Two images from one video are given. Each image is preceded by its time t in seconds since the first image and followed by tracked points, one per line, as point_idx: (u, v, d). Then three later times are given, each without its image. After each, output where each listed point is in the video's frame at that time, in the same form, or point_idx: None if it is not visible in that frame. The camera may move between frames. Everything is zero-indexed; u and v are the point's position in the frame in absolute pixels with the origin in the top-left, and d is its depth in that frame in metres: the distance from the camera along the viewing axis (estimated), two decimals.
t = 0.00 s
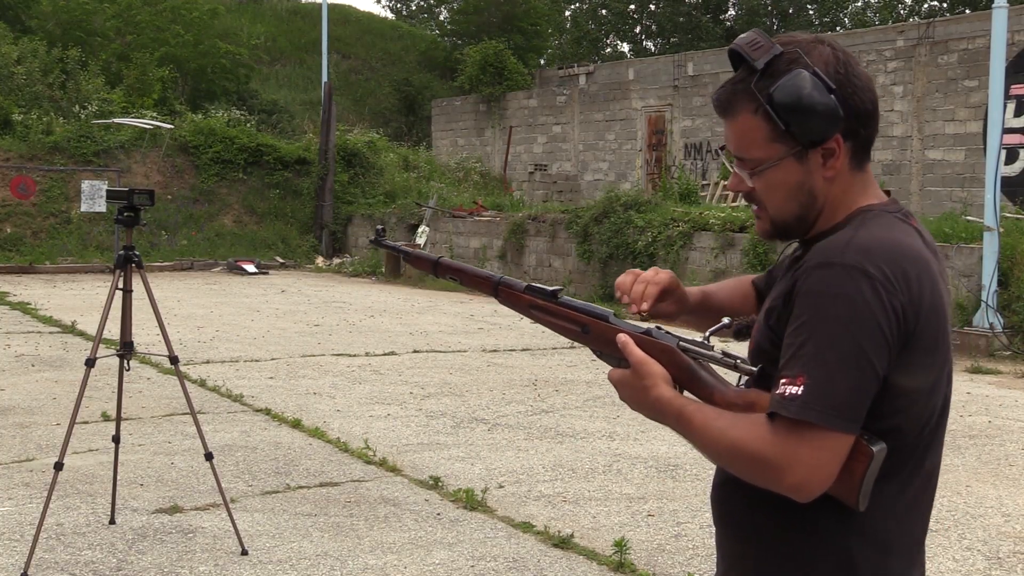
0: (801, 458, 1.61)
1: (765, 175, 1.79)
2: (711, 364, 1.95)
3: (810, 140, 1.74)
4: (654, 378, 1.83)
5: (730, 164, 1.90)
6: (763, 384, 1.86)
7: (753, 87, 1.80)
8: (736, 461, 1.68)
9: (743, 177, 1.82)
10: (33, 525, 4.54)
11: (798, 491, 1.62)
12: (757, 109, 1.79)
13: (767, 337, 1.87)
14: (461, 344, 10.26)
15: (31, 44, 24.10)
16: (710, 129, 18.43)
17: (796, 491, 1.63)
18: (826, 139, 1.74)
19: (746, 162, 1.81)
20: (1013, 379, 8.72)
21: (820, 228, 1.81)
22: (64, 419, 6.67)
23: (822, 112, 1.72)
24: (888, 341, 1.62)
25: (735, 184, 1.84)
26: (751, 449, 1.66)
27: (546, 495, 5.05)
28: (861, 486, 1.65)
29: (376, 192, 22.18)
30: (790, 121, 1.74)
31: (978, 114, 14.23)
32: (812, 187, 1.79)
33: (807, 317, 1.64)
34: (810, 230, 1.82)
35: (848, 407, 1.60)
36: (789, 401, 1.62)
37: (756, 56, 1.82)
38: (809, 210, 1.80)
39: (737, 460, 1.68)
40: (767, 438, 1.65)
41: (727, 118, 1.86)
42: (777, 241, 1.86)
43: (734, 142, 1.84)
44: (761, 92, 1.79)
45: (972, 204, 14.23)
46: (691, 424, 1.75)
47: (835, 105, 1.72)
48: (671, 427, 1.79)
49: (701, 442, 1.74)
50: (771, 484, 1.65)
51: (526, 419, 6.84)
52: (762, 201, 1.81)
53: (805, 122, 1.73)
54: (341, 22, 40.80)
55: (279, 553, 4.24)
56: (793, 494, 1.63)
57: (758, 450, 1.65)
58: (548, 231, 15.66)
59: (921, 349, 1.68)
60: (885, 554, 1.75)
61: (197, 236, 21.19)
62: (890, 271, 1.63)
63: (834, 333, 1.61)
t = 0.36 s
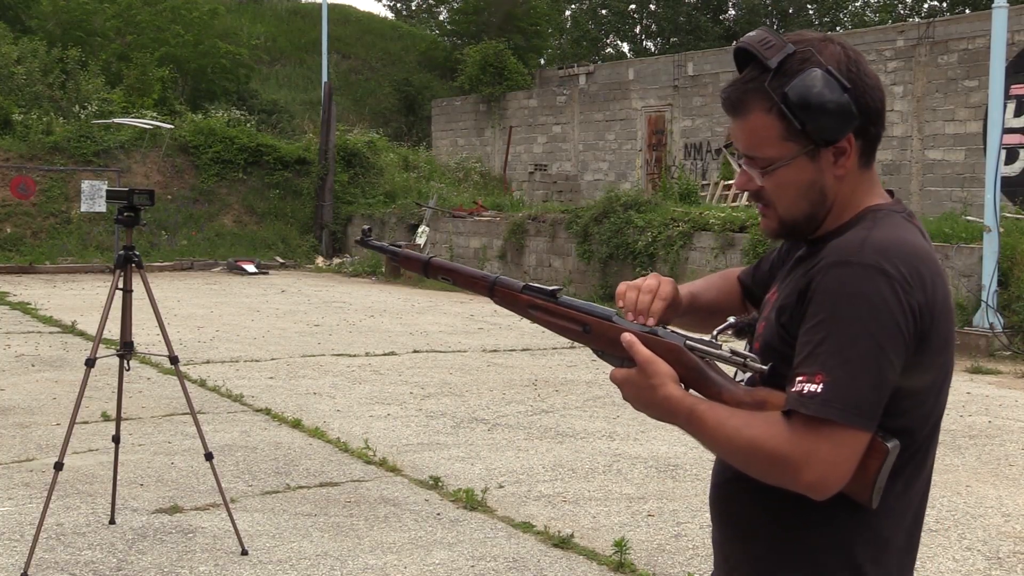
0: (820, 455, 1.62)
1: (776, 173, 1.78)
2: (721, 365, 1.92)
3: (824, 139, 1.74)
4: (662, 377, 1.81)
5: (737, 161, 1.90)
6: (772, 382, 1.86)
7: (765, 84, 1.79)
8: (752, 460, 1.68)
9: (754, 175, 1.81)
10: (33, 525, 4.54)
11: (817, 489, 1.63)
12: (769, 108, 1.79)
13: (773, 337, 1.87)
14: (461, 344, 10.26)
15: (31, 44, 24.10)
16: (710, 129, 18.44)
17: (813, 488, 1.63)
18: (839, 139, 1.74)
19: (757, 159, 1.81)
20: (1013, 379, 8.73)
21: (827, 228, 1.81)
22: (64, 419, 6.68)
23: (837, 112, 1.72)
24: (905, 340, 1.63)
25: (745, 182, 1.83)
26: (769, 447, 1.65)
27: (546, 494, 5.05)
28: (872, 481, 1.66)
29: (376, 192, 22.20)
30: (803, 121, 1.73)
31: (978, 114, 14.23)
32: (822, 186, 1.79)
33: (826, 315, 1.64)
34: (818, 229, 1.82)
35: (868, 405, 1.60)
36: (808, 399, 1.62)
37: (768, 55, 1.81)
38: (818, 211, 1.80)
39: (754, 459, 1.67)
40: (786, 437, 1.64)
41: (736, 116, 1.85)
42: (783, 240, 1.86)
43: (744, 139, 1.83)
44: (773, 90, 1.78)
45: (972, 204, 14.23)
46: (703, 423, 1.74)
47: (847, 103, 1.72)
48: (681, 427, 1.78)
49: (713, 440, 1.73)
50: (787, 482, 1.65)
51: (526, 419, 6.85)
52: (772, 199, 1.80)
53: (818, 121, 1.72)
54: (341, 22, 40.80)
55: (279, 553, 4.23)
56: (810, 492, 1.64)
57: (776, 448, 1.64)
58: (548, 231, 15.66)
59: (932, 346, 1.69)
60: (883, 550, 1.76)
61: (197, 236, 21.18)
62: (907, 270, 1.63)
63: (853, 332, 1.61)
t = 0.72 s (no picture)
0: (828, 459, 1.61)
1: (778, 174, 1.78)
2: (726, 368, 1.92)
3: (827, 143, 1.74)
4: (665, 381, 1.81)
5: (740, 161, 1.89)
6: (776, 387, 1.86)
7: (768, 85, 1.79)
8: (760, 466, 1.68)
9: (756, 176, 1.81)
10: (33, 525, 4.54)
11: (824, 493, 1.63)
12: (773, 107, 1.78)
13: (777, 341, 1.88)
14: (461, 344, 10.25)
15: (31, 44, 24.11)
16: (710, 129, 18.43)
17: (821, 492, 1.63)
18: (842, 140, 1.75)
19: (760, 160, 1.80)
20: (1013, 379, 8.73)
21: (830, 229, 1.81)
22: (64, 419, 6.67)
23: (839, 112, 1.72)
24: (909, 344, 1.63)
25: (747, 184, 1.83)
26: (775, 454, 1.65)
27: (547, 495, 5.05)
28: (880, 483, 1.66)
29: (376, 192, 22.20)
30: (803, 121, 1.73)
31: (978, 114, 14.23)
32: (824, 188, 1.79)
33: (830, 321, 1.64)
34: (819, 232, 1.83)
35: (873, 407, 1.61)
36: (812, 402, 1.61)
37: (767, 56, 1.81)
38: (821, 211, 1.80)
39: (762, 466, 1.67)
40: (794, 444, 1.64)
41: (737, 117, 1.85)
42: (785, 242, 1.86)
43: (745, 140, 1.83)
44: (776, 91, 1.78)
45: (972, 204, 14.23)
46: (709, 429, 1.74)
47: (848, 104, 1.72)
48: (685, 431, 1.78)
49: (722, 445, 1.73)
50: (792, 486, 1.65)
51: (526, 419, 6.84)
52: (775, 203, 1.81)
53: (818, 122, 1.72)
54: (341, 22, 40.79)
55: (279, 554, 4.23)
56: (816, 494, 1.64)
57: (782, 451, 1.64)
58: (548, 231, 15.66)
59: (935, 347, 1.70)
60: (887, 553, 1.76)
61: (197, 236, 21.17)
62: (909, 271, 1.63)
63: (857, 335, 1.61)
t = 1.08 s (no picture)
0: (822, 459, 1.61)
1: (778, 173, 1.79)
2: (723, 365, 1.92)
3: (826, 143, 1.74)
4: (663, 378, 1.82)
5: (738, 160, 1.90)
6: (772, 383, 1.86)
7: (769, 84, 1.79)
8: (755, 465, 1.68)
9: (754, 175, 1.82)
10: (33, 525, 4.54)
11: (819, 493, 1.63)
12: (772, 109, 1.79)
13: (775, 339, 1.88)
14: (461, 344, 10.25)
15: (31, 44, 24.11)
16: (710, 129, 18.43)
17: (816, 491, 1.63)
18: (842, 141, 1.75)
19: (760, 159, 1.81)
20: (1013, 379, 8.73)
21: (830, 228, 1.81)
22: (64, 419, 6.67)
23: (840, 113, 1.72)
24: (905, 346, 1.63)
25: (747, 182, 1.84)
26: (770, 454, 1.65)
27: (547, 495, 5.05)
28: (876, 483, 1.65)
29: (376, 192, 22.19)
30: (804, 122, 1.73)
31: (978, 114, 14.23)
32: (824, 189, 1.79)
33: (828, 321, 1.64)
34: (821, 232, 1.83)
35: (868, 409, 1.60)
36: (808, 402, 1.61)
37: (769, 54, 1.81)
38: (821, 212, 1.81)
39: (756, 464, 1.67)
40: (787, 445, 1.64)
41: (739, 116, 1.85)
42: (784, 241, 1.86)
43: (746, 138, 1.83)
44: (777, 90, 1.78)
45: (972, 204, 14.23)
46: (704, 427, 1.74)
47: (848, 104, 1.72)
48: (681, 429, 1.79)
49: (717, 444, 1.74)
50: (787, 485, 1.65)
51: (526, 419, 6.84)
52: (775, 202, 1.81)
53: (818, 122, 1.72)
54: (341, 22, 40.79)
55: (279, 553, 4.23)
56: (811, 494, 1.64)
57: (778, 450, 1.64)
58: (548, 231, 15.66)
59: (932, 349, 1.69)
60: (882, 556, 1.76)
61: (197, 236, 21.17)
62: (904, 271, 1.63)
63: (853, 335, 1.61)
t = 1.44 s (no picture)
0: (807, 440, 1.61)
1: (793, 144, 1.76)
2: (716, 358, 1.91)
3: (847, 120, 1.75)
4: (660, 362, 1.83)
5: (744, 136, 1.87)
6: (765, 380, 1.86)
7: (797, 54, 1.80)
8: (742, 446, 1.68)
9: (763, 145, 1.79)
10: (33, 525, 4.54)
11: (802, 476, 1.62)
12: (797, 77, 1.78)
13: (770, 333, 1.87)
14: (461, 344, 10.25)
15: (31, 44, 24.11)
16: (710, 129, 18.43)
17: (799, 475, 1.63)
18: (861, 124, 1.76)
19: (774, 127, 1.79)
20: (1013, 379, 8.73)
21: (827, 220, 1.81)
22: (64, 419, 6.67)
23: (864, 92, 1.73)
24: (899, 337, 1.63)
25: (752, 153, 1.81)
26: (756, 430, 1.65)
27: (547, 495, 5.05)
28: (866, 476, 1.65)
29: (376, 192, 22.20)
30: (834, 95, 1.74)
31: (978, 114, 14.23)
32: (833, 172, 1.78)
33: (825, 303, 1.64)
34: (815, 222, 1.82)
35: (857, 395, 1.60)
36: (802, 383, 1.61)
37: (806, 29, 1.83)
38: (823, 196, 1.79)
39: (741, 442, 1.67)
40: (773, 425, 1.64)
41: (758, 85, 1.84)
42: (782, 226, 1.82)
43: (759, 108, 1.82)
44: (804, 61, 1.78)
45: (972, 204, 14.22)
46: (694, 405, 1.74)
47: (873, 89, 1.75)
48: (670, 410, 1.79)
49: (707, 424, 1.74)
50: (769, 464, 1.64)
51: (525, 419, 6.84)
52: (779, 176, 1.78)
53: (847, 98, 1.74)
54: (341, 22, 40.81)
55: (279, 553, 4.23)
56: (792, 476, 1.63)
57: (763, 427, 1.64)
58: (548, 231, 15.67)
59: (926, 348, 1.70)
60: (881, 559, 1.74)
61: (197, 236, 21.18)
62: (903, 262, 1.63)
63: (851, 318, 1.61)
